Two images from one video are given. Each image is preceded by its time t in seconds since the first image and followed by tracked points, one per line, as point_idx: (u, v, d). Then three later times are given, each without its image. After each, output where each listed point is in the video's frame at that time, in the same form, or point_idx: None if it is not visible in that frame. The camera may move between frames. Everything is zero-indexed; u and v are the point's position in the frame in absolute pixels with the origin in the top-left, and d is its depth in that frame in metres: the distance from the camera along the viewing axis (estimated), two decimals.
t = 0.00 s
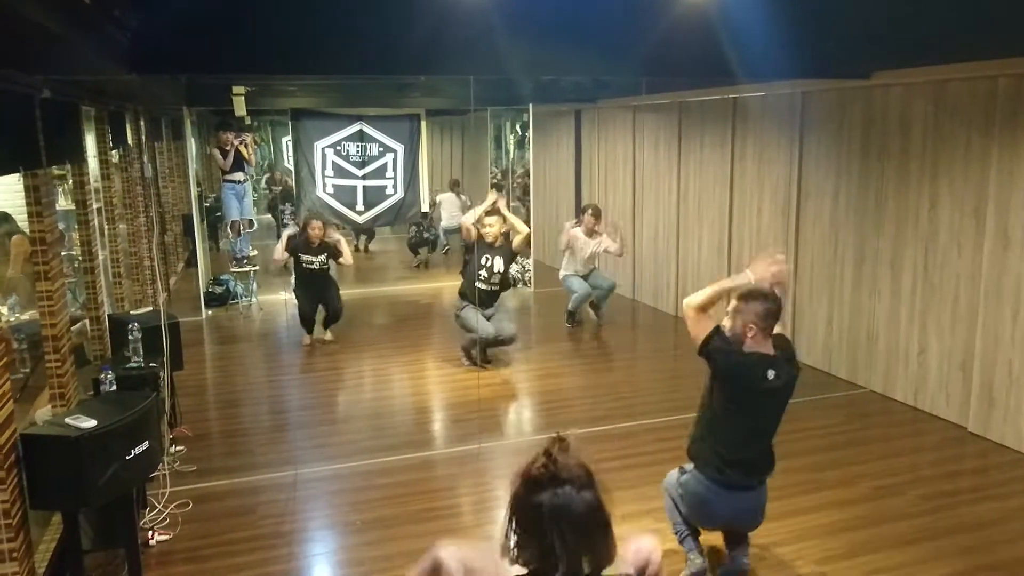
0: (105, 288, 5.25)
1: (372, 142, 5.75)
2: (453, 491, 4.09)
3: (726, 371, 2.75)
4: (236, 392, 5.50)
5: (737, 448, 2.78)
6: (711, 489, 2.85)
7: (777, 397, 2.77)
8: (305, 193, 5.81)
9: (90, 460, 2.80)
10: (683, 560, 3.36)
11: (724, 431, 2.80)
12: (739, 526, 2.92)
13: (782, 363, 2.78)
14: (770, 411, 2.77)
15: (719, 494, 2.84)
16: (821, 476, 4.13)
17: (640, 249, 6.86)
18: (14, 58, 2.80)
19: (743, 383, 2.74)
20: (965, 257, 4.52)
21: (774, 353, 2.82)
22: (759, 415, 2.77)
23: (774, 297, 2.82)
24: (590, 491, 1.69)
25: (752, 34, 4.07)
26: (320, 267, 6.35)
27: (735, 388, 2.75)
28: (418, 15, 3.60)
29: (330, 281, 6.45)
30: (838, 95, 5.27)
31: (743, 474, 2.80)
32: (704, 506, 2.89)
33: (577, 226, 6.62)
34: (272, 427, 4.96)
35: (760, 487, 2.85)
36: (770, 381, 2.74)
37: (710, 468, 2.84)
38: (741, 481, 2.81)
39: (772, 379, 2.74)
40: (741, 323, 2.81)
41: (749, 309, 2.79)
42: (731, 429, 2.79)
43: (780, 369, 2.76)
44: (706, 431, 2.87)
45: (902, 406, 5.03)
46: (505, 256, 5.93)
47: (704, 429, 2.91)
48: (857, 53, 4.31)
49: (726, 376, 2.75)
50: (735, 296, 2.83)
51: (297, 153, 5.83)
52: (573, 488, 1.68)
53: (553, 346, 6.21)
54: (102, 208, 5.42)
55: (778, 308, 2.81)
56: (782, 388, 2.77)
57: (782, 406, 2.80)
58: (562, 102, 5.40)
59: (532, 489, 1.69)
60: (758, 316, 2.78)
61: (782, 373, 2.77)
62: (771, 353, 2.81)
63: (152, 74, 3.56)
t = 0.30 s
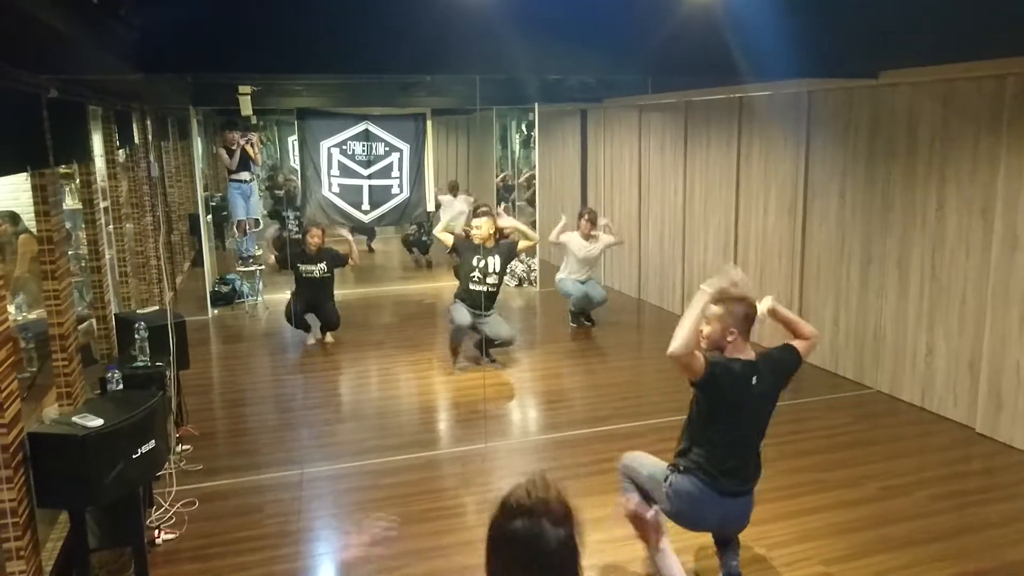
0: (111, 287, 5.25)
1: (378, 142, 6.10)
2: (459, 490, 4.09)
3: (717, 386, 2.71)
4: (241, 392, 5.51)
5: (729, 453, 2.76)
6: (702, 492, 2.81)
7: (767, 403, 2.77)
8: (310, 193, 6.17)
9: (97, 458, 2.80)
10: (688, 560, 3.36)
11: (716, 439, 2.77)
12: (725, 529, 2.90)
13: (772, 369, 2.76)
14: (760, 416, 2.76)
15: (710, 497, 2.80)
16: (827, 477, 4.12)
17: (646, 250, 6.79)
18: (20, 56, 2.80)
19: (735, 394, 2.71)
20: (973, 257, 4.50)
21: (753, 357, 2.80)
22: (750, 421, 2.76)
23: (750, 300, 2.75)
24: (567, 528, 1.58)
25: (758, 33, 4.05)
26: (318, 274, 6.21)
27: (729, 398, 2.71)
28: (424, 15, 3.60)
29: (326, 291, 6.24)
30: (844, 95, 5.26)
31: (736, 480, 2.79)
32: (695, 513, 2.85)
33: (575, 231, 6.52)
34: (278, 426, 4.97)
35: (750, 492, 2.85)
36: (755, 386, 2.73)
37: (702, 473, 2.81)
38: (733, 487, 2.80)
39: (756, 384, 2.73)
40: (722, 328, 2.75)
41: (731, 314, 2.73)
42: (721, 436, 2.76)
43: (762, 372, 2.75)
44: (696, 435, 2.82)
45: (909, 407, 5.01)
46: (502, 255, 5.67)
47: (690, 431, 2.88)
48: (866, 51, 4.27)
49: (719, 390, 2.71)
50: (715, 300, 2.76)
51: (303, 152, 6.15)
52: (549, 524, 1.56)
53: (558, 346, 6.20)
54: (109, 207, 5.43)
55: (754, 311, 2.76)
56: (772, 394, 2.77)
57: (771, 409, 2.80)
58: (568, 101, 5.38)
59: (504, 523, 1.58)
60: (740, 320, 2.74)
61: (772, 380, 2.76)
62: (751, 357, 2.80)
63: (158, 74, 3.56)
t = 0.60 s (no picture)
0: (118, 285, 5.28)
1: (385, 140, 5.51)
2: (464, 488, 4.09)
3: (687, 399, 2.64)
4: (247, 389, 5.52)
5: (705, 462, 2.71)
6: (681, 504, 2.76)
7: (741, 409, 2.72)
8: (315, 191, 5.69)
9: (103, 455, 2.81)
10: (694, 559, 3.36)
11: (692, 450, 2.71)
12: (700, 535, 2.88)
13: (741, 373, 2.71)
14: (734, 423, 2.71)
15: (687, 507, 2.76)
16: (832, 475, 4.12)
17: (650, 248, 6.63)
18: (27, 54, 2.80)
19: (708, 404, 2.66)
20: (980, 255, 4.48)
21: (725, 361, 2.74)
22: (725, 429, 2.71)
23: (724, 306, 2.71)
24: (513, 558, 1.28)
25: (766, 31, 4.02)
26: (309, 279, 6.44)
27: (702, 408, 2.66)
28: (428, 14, 3.59)
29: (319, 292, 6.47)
30: (851, 93, 5.25)
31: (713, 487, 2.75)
32: (674, 525, 2.77)
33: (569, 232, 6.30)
34: (284, 424, 4.98)
35: (725, 497, 2.82)
36: (726, 392, 2.68)
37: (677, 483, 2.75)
38: (710, 495, 2.76)
39: (728, 389, 2.68)
40: (698, 335, 2.69)
41: (706, 321, 2.68)
42: (697, 446, 2.70)
43: (735, 377, 2.70)
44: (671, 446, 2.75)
45: (916, 406, 4.99)
46: (490, 257, 5.90)
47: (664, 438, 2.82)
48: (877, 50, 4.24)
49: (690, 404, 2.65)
50: (689, 306, 2.71)
51: (308, 150, 5.70)
52: (497, 556, 1.26)
53: (564, 344, 6.20)
54: (115, 205, 5.44)
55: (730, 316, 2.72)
56: (745, 400, 2.72)
57: (745, 415, 2.74)
58: (574, 99, 5.36)
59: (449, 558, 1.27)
60: (715, 328, 2.68)
61: (743, 384, 2.71)
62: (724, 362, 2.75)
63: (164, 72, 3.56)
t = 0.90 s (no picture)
0: (125, 282, 5.30)
1: (390, 138, 5.72)
2: (470, 486, 4.09)
3: (640, 393, 2.45)
4: (253, 387, 5.54)
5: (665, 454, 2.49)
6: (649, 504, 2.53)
7: (700, 400, 2.50)
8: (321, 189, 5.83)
9: (109, 451, 2.82)
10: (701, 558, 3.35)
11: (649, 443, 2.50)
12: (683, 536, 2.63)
13: (700, 368, 2.51)
14: (695, 414, 2.49)
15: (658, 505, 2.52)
16: (839, 475, 4.10)
17: (656, 242, 7.07)
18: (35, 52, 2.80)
19: (663, 395, 2.45)
20: (988, 254, 4.46)
21: (686, 351, 2.55)
22: (684, 419, 2.49)
23: (680, 294, 2.55)
24: (453, 506, 1.25)
25: (774, 30, 4.00)
26: (299, 267, 6.38)
27: (653, 398, 2.45)
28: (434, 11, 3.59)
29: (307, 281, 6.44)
30: (858, 92, 5.24)
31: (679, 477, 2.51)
32: (645, 526, 2.55)
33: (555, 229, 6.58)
34: (290, 421, 4.99)
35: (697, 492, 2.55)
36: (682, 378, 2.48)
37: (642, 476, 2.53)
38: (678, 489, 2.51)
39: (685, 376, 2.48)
40: (654, 323, 2.51)
41: (661, 307, 2.51)
42: (656, 437, 2.49)
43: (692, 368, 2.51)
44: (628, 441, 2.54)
45: (922, 406, 4.98)
46: (470, 253, 5.77)
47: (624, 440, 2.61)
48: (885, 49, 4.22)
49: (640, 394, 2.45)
50: (645, 295, 2.55)
51: (314, 147, 5.80)
52: (430, 509, 1.23)
53: (569, 342, 6.20)
54: (122, 202, 5.45)
55: (686, 305, 2.55)
56: (705, 392, 2.51)
57: (706, 403, 2.51)
58: (580, 98, 5.36)
59: (380, 518, 1.23)
60: (672, 315, 2.50)
61: (701, 378, 2.50)
62: (683, 353, 2.55)
63: (172, 71, 3.56)
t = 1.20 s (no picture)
0: (130, 279, 5.30)
1: (395, 136, 5.74)
2: (474, 484, 4.09)
3: (617, 407, 2.43)
4: (258, 384, 5.55)
5: (651, 473, 2.47)
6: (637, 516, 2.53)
7: (685, 417, 2.46)
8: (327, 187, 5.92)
9: (115, 448, 2.82)
10: (704, 556, 3.34)
11: (634, 458, 2.47)
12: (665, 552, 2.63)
13: (683, 383, 2.47)
14: (678, 432, 2.46)
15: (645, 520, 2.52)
16: (843, 473, 4.09)
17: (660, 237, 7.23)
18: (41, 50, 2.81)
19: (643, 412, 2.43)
20: (994, 252, 4.44)
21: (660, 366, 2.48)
22: (669, 435, 2.45)
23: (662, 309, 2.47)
24: (427, 532, 1.31)
25: (780, 27, 4.00)
26: (300, 274, 6.19)
27: (637, 413, 2.43)
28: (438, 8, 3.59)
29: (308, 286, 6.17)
30: (864, 90, 5.22)
31: (666, 498, 2.48)
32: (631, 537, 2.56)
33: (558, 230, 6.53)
34: (294, 418, 5.00)
35: (683, 516, 2.52)
36: (664, 395, 2.44)
37: (629, 493, 2.50)
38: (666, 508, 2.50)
39: (666, 392, 2.44)
40: (627, 333, 2.52)
41: (632, 319, 2.50)
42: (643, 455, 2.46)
43: (673, 382, 2.46)
44: (614, 452, 2.52)
45: (928, 404, 4.96)
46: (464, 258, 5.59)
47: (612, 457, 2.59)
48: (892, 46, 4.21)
49: (620, 407, 2.42)
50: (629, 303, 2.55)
51: (320, 146, 5.85)
52: (405, 537, 1.29)
53: (574, 340, 6.20)
54: (127, 200, 5.47)
55: (664, 321, 2.46)
56: (691, 410, 2.47)
57: (690, 422, 2.48)
58: (585, 95, 5.36)
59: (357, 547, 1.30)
60: (638, 327, 2.48)
61: (685, 395, 2.46)
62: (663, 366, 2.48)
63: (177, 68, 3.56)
